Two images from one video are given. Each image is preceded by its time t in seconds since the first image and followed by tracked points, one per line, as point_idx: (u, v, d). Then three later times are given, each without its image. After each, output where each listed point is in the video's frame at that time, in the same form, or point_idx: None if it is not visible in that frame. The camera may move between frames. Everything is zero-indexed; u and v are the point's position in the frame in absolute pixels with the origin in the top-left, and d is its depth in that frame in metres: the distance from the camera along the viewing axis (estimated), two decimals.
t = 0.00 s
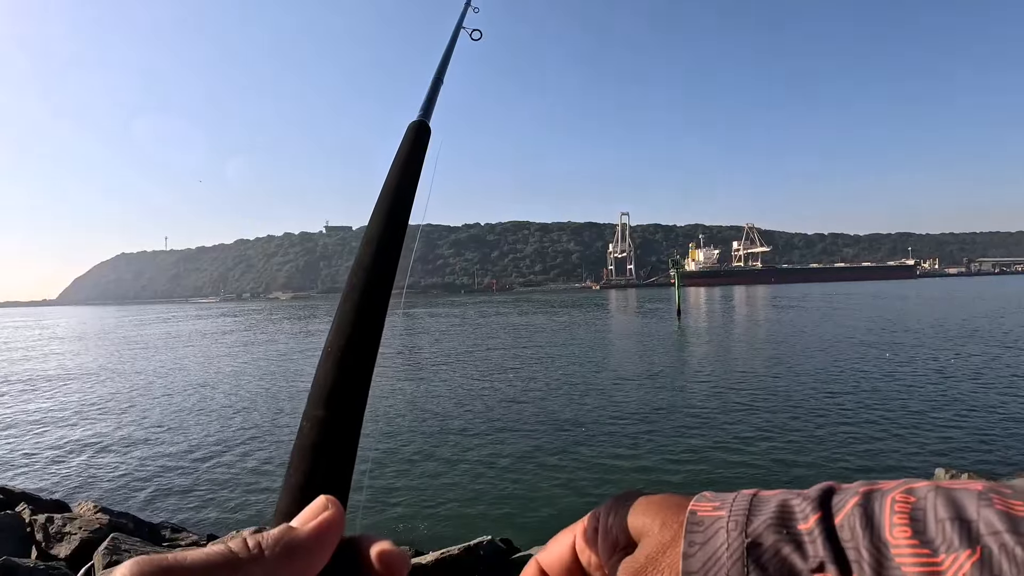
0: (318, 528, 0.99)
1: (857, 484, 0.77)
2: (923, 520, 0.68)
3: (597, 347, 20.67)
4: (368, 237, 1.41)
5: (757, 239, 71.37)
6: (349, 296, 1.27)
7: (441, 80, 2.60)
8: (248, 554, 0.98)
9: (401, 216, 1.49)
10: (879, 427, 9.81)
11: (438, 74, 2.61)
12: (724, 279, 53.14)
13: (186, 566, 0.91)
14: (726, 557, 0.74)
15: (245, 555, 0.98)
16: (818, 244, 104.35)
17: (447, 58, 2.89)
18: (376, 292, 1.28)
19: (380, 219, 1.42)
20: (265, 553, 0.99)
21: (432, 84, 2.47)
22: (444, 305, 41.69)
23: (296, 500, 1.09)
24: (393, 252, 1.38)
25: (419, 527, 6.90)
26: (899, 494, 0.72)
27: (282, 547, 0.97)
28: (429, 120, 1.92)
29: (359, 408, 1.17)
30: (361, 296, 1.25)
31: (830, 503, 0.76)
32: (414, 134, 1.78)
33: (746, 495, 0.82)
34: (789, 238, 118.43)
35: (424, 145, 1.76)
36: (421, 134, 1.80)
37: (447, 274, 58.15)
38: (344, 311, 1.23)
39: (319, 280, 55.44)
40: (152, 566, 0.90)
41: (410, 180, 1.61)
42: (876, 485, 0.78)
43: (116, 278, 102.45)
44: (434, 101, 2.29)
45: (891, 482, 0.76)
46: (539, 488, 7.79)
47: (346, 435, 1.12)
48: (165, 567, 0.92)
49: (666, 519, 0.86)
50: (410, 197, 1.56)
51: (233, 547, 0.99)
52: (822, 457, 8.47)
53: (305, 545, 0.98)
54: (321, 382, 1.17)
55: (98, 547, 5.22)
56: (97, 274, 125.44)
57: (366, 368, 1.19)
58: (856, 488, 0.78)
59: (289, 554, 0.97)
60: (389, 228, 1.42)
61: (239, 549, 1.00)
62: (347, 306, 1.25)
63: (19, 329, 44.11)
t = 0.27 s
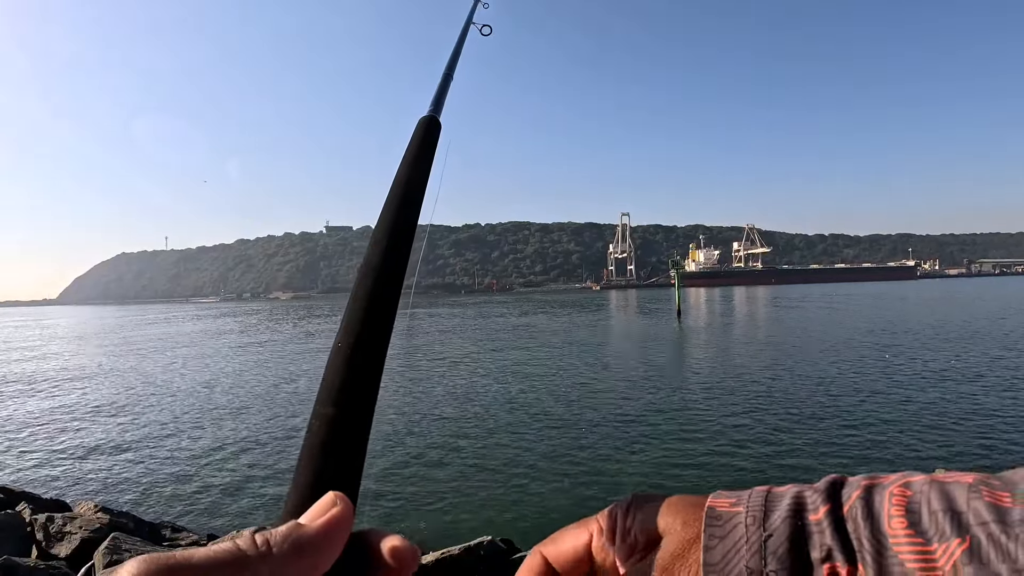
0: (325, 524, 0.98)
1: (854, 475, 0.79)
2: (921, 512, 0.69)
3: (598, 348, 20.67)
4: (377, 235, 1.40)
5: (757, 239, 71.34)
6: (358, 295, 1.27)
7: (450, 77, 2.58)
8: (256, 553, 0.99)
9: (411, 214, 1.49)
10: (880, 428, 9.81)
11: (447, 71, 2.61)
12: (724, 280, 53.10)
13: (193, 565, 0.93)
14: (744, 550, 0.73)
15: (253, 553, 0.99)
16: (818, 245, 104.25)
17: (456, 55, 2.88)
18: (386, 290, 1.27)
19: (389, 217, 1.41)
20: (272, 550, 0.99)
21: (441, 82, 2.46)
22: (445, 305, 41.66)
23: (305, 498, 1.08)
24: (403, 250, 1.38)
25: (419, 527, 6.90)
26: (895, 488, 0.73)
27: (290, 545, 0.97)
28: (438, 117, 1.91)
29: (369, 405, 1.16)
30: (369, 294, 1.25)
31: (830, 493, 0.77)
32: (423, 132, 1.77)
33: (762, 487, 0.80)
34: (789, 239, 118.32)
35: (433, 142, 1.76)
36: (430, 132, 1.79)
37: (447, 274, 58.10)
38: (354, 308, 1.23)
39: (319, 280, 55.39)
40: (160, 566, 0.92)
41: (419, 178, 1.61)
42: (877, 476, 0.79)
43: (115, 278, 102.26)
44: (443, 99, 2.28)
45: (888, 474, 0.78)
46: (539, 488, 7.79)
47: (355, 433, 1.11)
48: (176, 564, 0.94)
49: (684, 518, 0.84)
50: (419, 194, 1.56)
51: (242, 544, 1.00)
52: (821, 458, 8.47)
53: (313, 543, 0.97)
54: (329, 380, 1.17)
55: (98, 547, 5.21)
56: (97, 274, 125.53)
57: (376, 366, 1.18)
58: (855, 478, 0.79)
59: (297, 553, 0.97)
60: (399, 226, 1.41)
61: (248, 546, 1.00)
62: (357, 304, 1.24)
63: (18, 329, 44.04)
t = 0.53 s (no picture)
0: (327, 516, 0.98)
1: (863, 467, 0.76)
2: (930, 510, 0.68)
3: (598, 348, 20.66)
4: (376, 228, 1.39)
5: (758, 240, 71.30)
6: (356, 286, 1.26)
7: (450, 70, 2.57)
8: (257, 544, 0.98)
9: (410, 206, 1.48)
10: (880, 429, 9.80)
11: (446, 67, 2.60)
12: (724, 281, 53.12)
13: (194, 557, 0.93)
14: (725, 551, 0.75)
15: (253, 545, 0.99)
16: (819, 246, 104.19)
17: (455, 50, 2.86)
18: (384, 282, 1.26)
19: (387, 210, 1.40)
20: (273, 542, 0.98)
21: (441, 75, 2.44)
22: (445, 306, 41.62)
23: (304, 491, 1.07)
24: (401, 242, 1.37)
25: (419, 527, 6.90)
26: (907, 483, 0.71)
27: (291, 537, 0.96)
28: (438, 110, 1.90)
29: (368, 396, 1.16)
30: (367, 286, 1.23)
31: (834, 487, 0.76)
32: (422, 126, 1.77)
33: (744, 480, 0.82)
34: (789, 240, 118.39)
35: (432, 134, 1.76)
36: (430, 125, 1.78)
37: (447, 274, 58.10)
38: (353, 299, 1.23)
39: (319, 281, 55.33)
40: (159, 558, 0.91)
41: (419, 172, 1.60)
42: (882, 465, 0.77)
43: (115, 278, 102.31)
44: (443, 92, 2.26)
45: (896, 464, 0.76)
46: (538, 489, 7.78)
47: (354, 425, 1.11)
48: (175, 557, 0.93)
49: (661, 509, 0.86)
50: (418, 187, 1.54)
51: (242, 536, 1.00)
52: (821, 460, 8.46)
53: (314, 535, 0.97)
54: (328, 372, 1.16)
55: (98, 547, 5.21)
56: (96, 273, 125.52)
57: (375, 360, 1.17)
58: (861, 470, 0.77)
59: (298, 544, 0.96)
60: (396, 219, 1.40)
61: (249, 538, 1.00)
62: (354, 296, 1.23)
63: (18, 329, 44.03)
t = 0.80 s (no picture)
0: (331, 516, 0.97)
1: (831, 465, 0.76)
2: (910, 514, 0.69)
3: (598, 349, 20.68)
4: (378, 229, 1.38)
5: (758, 240, 71.34)
6: (357, 286, 1.25)
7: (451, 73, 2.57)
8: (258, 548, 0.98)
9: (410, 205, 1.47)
10: (880, 430, 9.81)
11: (448, 68, 2.60)
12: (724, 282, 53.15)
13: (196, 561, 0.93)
14: (669, 562, 0.75)
15: (257, 549, 0.99)
16: (819, 247, 104.20)
17: (455, 52, 2.87)
18: (386, 284, 1.25)
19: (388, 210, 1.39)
20: (280, 544, 0.98)
21: (441, 76, 2.44)
22: (445, 306, 41.64)
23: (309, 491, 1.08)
24: (403, 242, 1.36)
25: (418, 527, 6.90)
26: (878, 487, 0.72)
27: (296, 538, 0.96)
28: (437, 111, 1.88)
29: (370, 399, 1.15)
30: (369, 287, 1.22)
31: (800, 488, 0.75)
32: (422, 126, 1.75)
33: (695, 481, 0.81)
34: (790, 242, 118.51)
35: (433, 134, 1.75)
36: (430, 127, 1.78)
37: (447, 274, 58.11)
38: (355, 299, 1.22)
39: (319, 281, 55.33)
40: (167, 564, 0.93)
41: (420, 172, 1.59)
42: (845, 462, 0.77)
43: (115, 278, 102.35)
44: (442, 93, 2.26)
45: (867, 461, 0.76)
46: (538, 489, 7.79)
47: (356, 427, 1.11)
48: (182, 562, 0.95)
49: (613, 514, 0.86)
50: (419, 187, 1.54)
51: (246, 543, 0.99)
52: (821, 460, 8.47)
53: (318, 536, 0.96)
54: (329, 375, 1.15)
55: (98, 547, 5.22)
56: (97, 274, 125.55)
57: (377, 362, 1.16)
58: (828, 468, 0.77)
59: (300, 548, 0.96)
60: (398, 218, 1.40)
61: (248, 545, 0.99)
62: (357, 295, 1.23)
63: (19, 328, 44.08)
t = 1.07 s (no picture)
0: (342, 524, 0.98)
1: (822, 448, 0.76)
2: (900, 494, 0.68)
3: (598, 350, 20.69)
4: (387, 235, 1.39)
5: (759, 241, 71.29)
6: (366, 293, 1.25)
7: (458, 80, 2.57)
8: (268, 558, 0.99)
9: (418, 212, 1.47)
10: (881, 431, 9.81)
11: (455, 74, 2.61)
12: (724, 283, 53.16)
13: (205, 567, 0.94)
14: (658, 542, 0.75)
15: (267, 558, 1.00)
16: (820, 248, 104.14)
17: (462, 57, 2.87)
18: (395, 290, 1.25)
19: (397, 218, 1.39)
20: (290, 552, 1.00)
21: (449, 83, 2.44)
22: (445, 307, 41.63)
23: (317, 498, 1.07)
24: (413, 247, 1.36)
25: (418, 528, 6.89)
26: (868, 468, 0.71)
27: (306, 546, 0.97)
28: (444, 118, 1.88)
29: (379, 406, 1.15)
30: (377, 294, 1.22)
31: (789, 471, 0.75)
32: (430, 133, 1.75)
33: (684, 466, 0.82)
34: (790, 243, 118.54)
35: (441, 140, 1.75)
36: (438, 134, 1.78)
37: (447, 275, 58.14)
38: (365, 304, 1.22)
39: (320, 282, 55.32)
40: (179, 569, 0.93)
41: (427, 180, 1.59)
42: (836, 446, 0.77)
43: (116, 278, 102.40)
44: (449, 100, 2.26)
45: (858, 445, 0.76)
46: (539, 490, 7.79)
47: (366, 433, 1.10)
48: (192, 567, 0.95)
49: (605, 500, 0.86)
50: (426, 194, 1.54)
51: (256, 551, 1.01)
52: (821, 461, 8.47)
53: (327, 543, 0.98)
54: (338, 382, 1.15)
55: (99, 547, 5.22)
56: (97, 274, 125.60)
57: (385, 370, 1.16)
58: (819, 452, 0.77)
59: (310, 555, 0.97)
60: (406, 224, 1.40)
61: (258, 554, 1.00)
62: (365, 302, 1.22)
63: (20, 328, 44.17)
